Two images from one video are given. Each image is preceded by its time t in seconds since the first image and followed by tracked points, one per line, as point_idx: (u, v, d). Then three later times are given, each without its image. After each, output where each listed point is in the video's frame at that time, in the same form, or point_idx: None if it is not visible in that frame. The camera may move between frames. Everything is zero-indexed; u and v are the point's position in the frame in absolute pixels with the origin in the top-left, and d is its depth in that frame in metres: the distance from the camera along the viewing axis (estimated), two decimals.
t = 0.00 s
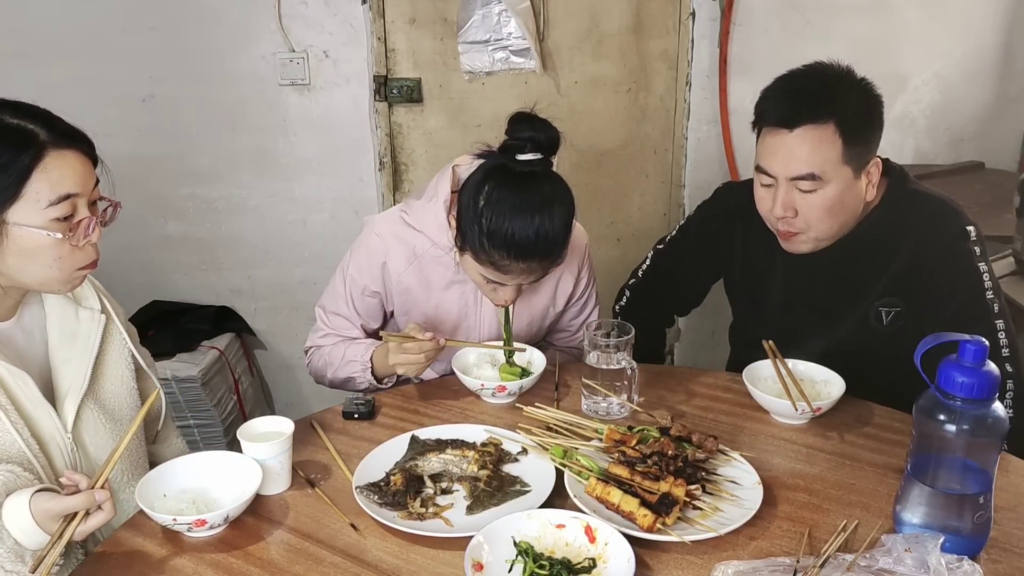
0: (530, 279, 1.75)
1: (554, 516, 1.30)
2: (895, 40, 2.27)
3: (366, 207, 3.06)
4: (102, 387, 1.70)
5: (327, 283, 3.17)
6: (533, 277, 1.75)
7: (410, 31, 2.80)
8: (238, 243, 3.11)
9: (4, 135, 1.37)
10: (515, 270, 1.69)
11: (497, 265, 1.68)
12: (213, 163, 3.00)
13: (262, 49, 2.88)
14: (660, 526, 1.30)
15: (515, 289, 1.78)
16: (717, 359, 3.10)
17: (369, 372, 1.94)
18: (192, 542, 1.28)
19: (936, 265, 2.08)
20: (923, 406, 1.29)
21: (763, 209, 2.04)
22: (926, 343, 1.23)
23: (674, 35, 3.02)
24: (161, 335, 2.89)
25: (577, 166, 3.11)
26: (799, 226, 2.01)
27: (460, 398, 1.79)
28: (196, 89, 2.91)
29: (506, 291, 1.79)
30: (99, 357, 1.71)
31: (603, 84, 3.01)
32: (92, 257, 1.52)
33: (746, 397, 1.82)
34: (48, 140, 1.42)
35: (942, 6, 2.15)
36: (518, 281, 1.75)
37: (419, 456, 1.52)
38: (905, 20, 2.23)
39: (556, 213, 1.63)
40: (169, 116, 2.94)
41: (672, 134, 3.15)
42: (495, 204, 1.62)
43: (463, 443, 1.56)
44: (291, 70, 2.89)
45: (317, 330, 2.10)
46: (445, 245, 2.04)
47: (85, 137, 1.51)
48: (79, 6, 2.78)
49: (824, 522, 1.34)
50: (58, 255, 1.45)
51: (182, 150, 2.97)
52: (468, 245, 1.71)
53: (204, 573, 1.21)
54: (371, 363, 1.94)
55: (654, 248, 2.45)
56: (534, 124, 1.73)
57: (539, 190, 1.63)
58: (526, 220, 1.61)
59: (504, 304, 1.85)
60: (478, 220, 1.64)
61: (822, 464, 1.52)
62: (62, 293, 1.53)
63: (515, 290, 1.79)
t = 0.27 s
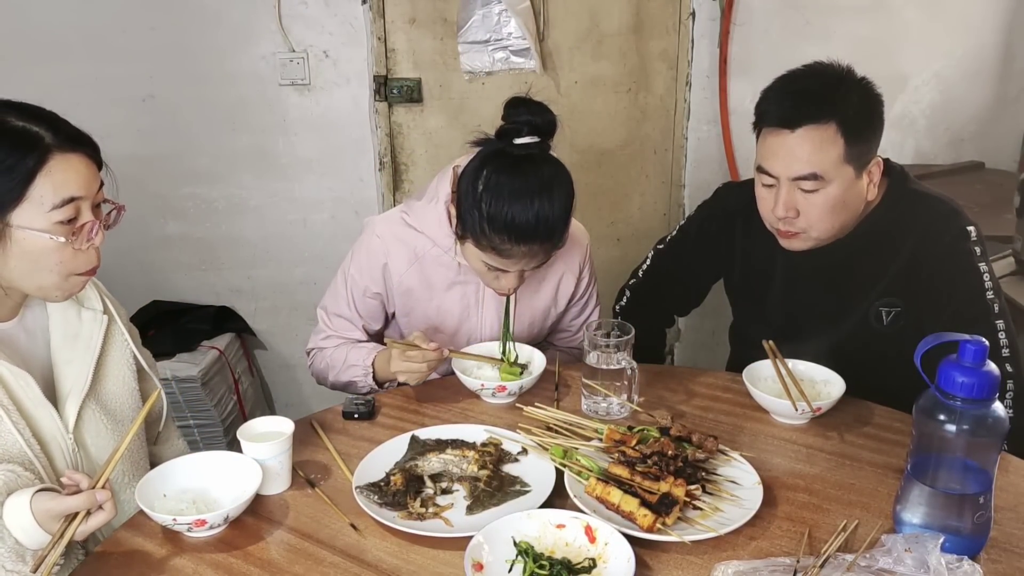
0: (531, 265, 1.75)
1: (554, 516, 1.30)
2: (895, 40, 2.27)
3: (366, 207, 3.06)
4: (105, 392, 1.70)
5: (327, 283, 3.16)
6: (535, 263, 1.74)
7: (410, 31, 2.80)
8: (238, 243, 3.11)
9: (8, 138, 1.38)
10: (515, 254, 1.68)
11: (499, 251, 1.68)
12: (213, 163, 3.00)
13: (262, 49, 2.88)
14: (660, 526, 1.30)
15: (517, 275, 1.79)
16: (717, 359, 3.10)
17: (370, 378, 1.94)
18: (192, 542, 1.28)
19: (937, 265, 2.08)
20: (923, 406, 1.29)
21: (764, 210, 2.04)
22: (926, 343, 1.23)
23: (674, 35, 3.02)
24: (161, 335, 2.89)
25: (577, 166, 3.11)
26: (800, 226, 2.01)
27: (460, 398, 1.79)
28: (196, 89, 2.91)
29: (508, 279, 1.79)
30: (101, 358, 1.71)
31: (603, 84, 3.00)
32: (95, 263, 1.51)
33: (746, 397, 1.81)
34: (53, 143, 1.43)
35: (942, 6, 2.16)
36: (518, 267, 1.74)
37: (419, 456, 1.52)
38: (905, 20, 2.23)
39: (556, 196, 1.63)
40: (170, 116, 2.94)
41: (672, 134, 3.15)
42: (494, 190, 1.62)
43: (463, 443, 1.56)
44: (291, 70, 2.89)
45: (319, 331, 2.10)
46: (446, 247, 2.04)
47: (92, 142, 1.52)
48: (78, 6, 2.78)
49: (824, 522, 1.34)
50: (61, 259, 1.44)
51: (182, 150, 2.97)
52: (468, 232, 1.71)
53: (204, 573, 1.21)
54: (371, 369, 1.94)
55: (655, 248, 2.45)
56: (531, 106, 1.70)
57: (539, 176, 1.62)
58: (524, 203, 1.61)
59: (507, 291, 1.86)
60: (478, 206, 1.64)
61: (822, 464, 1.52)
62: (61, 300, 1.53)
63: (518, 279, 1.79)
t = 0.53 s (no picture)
0: (531, 156, 1.86)
1: (554, 517, 1.30)
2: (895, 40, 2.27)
3: (365, 207, 3.06)
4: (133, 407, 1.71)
5: (326, 283, 3.16)
6: (535, 155, 1.86)
7: (410, 31, 2.80)
8: (237, 244, 3.10)
9: (130, 219, 1.36)
10: (513, 130, 1.82)
11: (492, 131, 1.83)
12: (212, 163, 3.00)
13: (262, 49, 2.87)
14: (660, 526, 1.30)
15: (519, 180, 1.87)
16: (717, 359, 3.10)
17: (388, 339, 1.90)
18: (191, 542, 1.28)
19: (960, 248, 2.06)
20: (924, 406, 1.28)
21: (806, 202, 2.18)
22: (927, 343, 1.23)
23: (674, 35, 3.01)
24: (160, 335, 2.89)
25: (578, 166, 3.10)
26: (851, 210, 2.13)
27: (460, 398, 1.79)
28: (196, 89, 2.91)
29: (512, 178, 1.87)
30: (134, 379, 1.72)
31: (603, 84, 3.01)
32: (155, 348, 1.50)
33: (746, 397, 1.81)
34: (172, 239, 1.40)
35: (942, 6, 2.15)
36: (523, 160, 1.85)
37: (419, 457, 1.51)
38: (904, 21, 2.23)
39: (537, 87, 1.87)
40: (169, 116, 2.94)
41: (672, 133, 3.13)
42: (488, 100, 1.83)
43: (464, 444, 1.56)
44: (290, 70, 2.89)
45: (332, 308, 2.05)
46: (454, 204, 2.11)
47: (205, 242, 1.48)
48: (78, 6, 2.78)
49: (824, 523, 1.34)
50: (119, 341, 1.43)
51: (182, 150, 2.97)
52: (466, 141, 1.89)
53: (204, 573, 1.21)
54: (387, 326, 1.91)
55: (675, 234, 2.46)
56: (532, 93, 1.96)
57: (518, 69, 1.88)
58: (510, 86, 1.84)
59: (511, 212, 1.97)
60: (475, 117, 1.85)
61: (822, 464, 1.52)
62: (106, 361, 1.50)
63: (520, 177, 1.87)
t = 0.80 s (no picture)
0: (533, 154, 1.86)
1: (554, 517, 1.30)
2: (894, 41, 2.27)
3: (365, 207, 3.06)
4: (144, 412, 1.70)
5: (326, 283, 3.16)
6: (535, 153, 1.86)
7: (410, 31, 2.80)
8: (237, 244, 3.10)
9: (153, 238, 1.35)
10: (514, 129, 1.82)
11: (495, 129, 1.84)
12: (212, 163, 3.00)
13: (261, 49, 2.87)
14: (660, 526, 1.30)
15: (520, 176, 1.88)
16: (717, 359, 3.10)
17: (402, 361, 1.85)
18: (192, 543, 1.28)
19: (961, 249, 2.06)
20: (923, 406, 1.28)
21: (808, 204, 2.20)
22: (927, 343, 1.23)
23: (674, 35, 3.01)
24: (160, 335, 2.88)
25: (578, 166, 3.11)
26: (852, 210, 2.14)
27: (460, 398, 1.79)
28: (196, 89, 2.91)
29: (513, 174, 1.87)
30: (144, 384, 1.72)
31: (603, 84, 3.02)
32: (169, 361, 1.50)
33: (745, 397, 1.81)
34: (195, 256, 1.39)
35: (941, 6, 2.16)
36: (523, 157, 1.85)
37: (419, 457, 1.51)
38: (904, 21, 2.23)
39: (541, 87, 1.87)
40: (169, 116, 2.93)
41: (672, 134, 3.12)
42: (490, 97, 1.83)
43: (464, 444, 1.56)
44: (290, 70, 2.89)
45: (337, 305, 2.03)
46: (456, 199, 2.12)
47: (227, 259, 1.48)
48: (77, 6, 2.78)
49: (824, 523, 1.34)
50: (137, 353, 1.42)
51: (181, 150, 2.97)
52: (468, 137, 1.89)
53: (204, 573, 1.20)
54: (402, 350, 1.85)
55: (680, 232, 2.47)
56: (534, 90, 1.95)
57: (522, 68, 1.88)
58: (513, 84, 1.84)
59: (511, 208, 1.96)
60: (477, 115, 1.85)
61: (822, 464, 1.52)
62: (123, 373, 1.50)
63: (521, 173, 1.87)
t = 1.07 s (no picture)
0: (528, 147, 1.86)
1: (554, 516, 1.30)
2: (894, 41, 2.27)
3: (365, 207, 3.06)
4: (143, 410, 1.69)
5: (326, 283, 3.16)
6: (531, 146, 1.86)
7: (410, 31, 2.80)
8: (237, 244, 3.10)
9: (153, 236, 1.35)
10: (508, 122, 1.82)
11: (490, 124, 1.83)
12: (212, 163, 2.99)
13: (261, 49, 2.87)
14: (660, 526, 1.30)
15: (516, 171, 1.87)
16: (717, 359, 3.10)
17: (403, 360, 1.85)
18: (192, 543, 1.28)
19: (961, 249, 2.06)
20: (924, 406, 1.28)
21: (811, 206, 2.20)
22: (927, 343, 1.23)
23: (674, 35, 3.01)
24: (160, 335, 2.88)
25: (578, 166, 3.10)
26: (855, 211, 2.13)
27: (460, 398, 1.79)
28: (196, 89, 2.91)
29: (509, 168, 1.87)
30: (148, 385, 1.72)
31: (603, 84, 3.02)
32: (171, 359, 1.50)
33: (745, 397, 1.81)
34: (196, 254, 1.40)
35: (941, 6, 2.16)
36: (519, 151, 1.85)
37: (419, 457, 1.51)
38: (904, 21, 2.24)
39: (535, 80, 1.87)
40: (169, 116, 2.93)
41: (672, 134, 3.12)
42: (484, 92, 1.83)
43: (464, 444, 1.56)
44: (290, 70, 2.89)
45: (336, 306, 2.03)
46: (454, 198, 2.11)
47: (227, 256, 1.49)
48: (77, 6, 2.78)
49: (824, 523, 1.34)
50: (140, 351, 1.42)
51: (181, 150, 2.97)
52: (462, 132, 1.89)
53: (204, 573, 1.20)
54: (402, 350, 1.85)
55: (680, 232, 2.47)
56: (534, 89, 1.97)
57: (516, 63, 1.88)
58: (507, 78, 1.84)
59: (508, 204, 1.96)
60: (471, 110, 1.85)
61: (822, 464, 1.52)
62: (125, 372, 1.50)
63: (517, 167, 1.87)
